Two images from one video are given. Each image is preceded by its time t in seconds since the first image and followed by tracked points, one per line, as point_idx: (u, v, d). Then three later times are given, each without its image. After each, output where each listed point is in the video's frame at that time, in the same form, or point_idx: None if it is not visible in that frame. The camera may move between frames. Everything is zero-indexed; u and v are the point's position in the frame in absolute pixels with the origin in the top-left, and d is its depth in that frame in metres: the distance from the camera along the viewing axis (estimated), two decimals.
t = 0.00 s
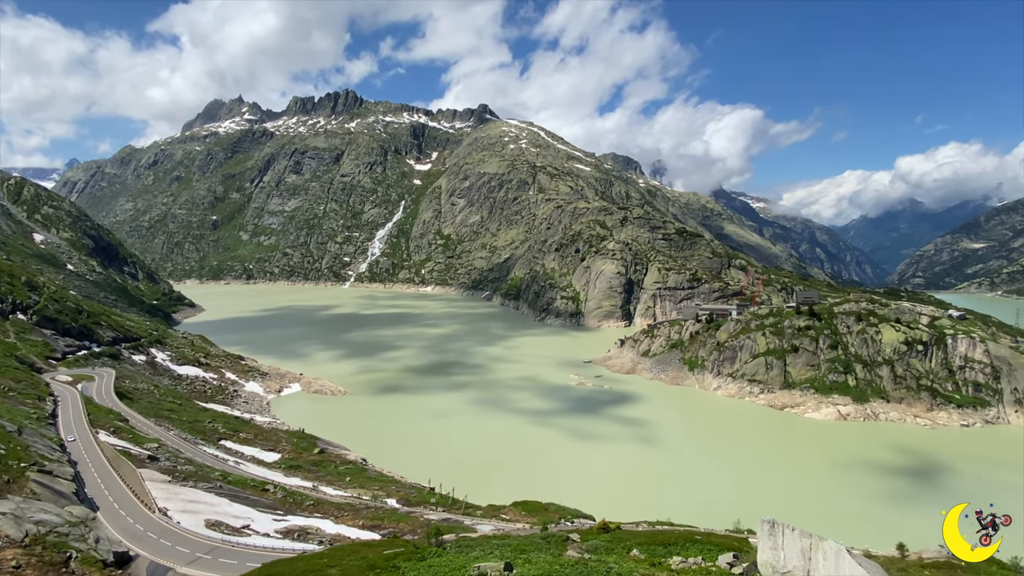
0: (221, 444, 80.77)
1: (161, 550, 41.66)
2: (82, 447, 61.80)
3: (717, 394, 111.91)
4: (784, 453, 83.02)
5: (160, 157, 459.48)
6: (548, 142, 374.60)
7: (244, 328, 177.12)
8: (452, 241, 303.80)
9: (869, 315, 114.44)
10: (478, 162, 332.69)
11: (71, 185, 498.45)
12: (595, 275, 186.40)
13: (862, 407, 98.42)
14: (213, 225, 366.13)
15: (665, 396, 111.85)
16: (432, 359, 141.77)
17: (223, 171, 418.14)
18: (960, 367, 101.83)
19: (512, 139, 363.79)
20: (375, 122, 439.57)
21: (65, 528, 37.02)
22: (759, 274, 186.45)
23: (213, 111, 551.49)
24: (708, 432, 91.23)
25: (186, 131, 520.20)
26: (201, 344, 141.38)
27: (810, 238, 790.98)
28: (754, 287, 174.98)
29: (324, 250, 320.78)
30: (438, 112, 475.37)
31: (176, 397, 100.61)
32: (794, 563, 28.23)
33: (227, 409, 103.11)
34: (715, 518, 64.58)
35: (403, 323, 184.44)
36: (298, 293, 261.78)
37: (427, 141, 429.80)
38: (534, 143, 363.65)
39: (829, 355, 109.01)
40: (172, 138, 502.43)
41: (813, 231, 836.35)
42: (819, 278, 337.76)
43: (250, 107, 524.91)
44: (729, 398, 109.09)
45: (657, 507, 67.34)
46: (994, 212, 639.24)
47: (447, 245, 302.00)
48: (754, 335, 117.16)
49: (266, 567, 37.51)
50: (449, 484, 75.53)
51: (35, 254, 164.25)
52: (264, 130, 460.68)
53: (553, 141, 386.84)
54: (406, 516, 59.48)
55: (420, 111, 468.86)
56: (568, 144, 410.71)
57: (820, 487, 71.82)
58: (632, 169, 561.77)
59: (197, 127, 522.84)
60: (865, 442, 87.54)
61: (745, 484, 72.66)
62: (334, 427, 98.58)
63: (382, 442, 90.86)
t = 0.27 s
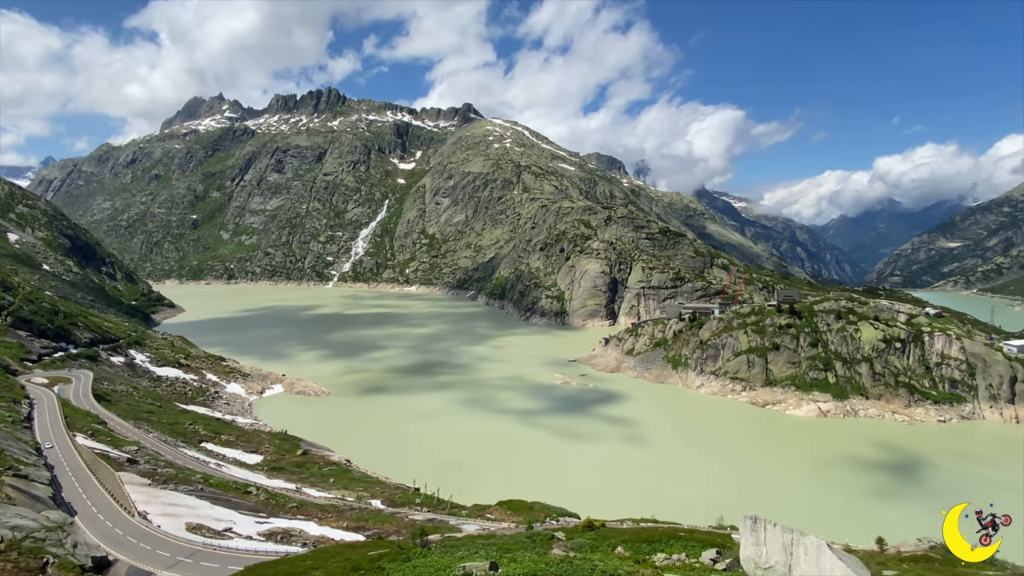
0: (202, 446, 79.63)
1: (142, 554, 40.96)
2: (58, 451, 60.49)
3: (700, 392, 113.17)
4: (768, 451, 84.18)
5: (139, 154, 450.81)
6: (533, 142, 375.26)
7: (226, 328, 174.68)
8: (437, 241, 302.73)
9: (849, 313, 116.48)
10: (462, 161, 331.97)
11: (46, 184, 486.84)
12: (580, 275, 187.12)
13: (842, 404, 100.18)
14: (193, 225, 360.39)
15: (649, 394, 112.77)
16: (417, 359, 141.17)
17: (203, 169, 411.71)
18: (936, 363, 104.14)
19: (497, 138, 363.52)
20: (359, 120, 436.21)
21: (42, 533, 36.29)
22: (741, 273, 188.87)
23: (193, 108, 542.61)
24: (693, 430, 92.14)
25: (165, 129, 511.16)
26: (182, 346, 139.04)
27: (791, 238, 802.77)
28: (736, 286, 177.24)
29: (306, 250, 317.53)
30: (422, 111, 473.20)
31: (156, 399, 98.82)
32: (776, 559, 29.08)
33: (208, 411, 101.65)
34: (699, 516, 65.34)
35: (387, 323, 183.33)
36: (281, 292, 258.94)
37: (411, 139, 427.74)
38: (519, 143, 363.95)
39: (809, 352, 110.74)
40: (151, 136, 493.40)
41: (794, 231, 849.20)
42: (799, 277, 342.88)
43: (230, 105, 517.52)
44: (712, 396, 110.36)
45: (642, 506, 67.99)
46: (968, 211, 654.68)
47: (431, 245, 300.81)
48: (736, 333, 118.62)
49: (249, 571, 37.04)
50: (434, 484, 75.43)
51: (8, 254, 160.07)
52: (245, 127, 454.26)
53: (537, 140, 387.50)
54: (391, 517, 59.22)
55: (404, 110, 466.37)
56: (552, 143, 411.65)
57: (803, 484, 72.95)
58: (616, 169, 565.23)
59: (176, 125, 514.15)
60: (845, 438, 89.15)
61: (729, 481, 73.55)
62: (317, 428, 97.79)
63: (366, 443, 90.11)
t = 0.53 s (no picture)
0: (181, 449, 78.24)
1: (119, 560, 40.10)
2: (32, 455, 58.98)
3: (682, 390, 114.14)
4: (750, 448, 85.16)
5: (115, 153, 441.89)
6: (516, 141, 375.60)
7: (205, 329, 171.95)
8: (420, 240, 301.26)
9: (827, 311, 118.31)
10: (445, 161, 330.98)
11: (17, 182, 474.69)
12: (563, 274, 187.48)
13: (820, 401, 101.66)
14: (171, 225, 354.24)
15: (634, 393, 113.45)
16: (400, 359, 140.30)
17: (181, 168, 404.90)
18: (912, 360, 106.04)
19: (480, 138, 363.18)
20: (340, 119, 432.58)
21: (15, 539, 35.32)
22: (722, 272, 191.01)
23: (171, 106, 533.43)
24: (678, 429, 92.85)
25: (142, 127, 501.70)
26: (160, 347, 136.47)
27: (771, 237, 813.96)
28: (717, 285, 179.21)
29: (287, 249, 313.95)
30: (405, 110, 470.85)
31: (133, 402, 96.86)
32: (756, 554, 29.19)
33: (187, 414, 99.88)
34: (683, 514, 65.79)
35: (370, 323, 181.91)
36: (261, 293, 255.60)
37: (394, 139, 425.40)
38: (502, 143, 364.00)
39: (789, 350, 112.20)
40: (127, 134, 483.86)
41: (773, 230, 861.21)
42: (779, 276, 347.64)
43: (209, 103, 509.73)
44: (694, 394, 111.39)
45: (627, 504, 68.31)
46: (941, 211, 669.96)
47: (415, 244, 299.26)
48: (718, 331, 119.84)
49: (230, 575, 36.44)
50: (417, 485, 75.03)
51: None
52: (224, 126, 447.66)
53: (521, 140, 387.97)
54: (374, 519, 58.72)
55: (386, 109, 463.57)
56: (535, 143, 412.35)
57: (785, 480, 73.91)
58: (599, 168, 567.98)
59: (153, 123, 504.98)
60: (826, 434, 90.52)
61: (712, 478, 74.28)
62: (299, 430, 96.68)
63: (349, 445, 89.37)
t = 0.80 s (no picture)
0: (158, 453, 76.84)
1: (95, 567, 39.23)
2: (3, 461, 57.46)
3: (664, 388, 115.08)
4: (732, 445, 86.22)
5: (89, 151, 432.54)
6: (498, 141, 375.70)
7: (182, 331, 169.15)
8: (402, 240, 299.60)
9: (804, 310, 120.09)
10: (427, 160, 329.73)
11: None
12: (546, 274, 187.80)
13: (799, 398, 103.16)
14: (147, 225, 347.90)
15: (617, 392, 114.20)
16: (383, 360, 139.42)
17: (157, 167, 397.82)
18: (887, 357, 108.07)
19: (462, 138, 362.53)
20: (320, 118, 428.55)
21: None
22: (702, 271, 193.12)
23: (147, 104, 523.94)
24: (661, 427, 93.62)
25: (116, 125, 491.87)
26: (136, 350, 133.83)
27: (750, 237, 824.58)
28: (698, 284, 181.10)
29: (267, 249, 310.05)
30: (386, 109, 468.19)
31: (108, 405, 94.86)
32: (737, 550, 29.49)
33: (165, 417, 98.08)
34: (666, 511, 66.34)
35: (352, 324, 180.39)
36: (240, 294, 252.09)
37: (375, 138, 422.80)
38: (484, 142, 363.78)
39: (768, 348, 113.68)
40: (101, 132, 473.98)
41: (752, 230, 873.06)
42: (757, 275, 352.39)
43: (186, 101, 501.49)
44: (675, 392, 112.42)
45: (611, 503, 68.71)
46: (915, 212, 684.19)
47: (397, 244, 297.67)
48: (698, 330, 121.08)
49: None
50: (400, 486, 74.63)
51: None
52: (202, 124, 440.81)
53: (503, 140, 388.15)
54: (356, 521, 58.20)
55: (367, 108, 460.47)
56: (518, 143, 412.86)
57: (766, 477, 74.92)
58: (581, 169, 570.38)
59: (128, 121, 495.39)
60: (806, 431, 91.98)
61: (696, 476, 74.99)
62: (279, 432, 95.53)
63: (330, 447, 88.55)
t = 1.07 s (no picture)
0: (134, 457, 75.27)
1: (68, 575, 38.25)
2: None
3: (645, 387, 115.94)
4: (713, 443, 87.11)
5: (60, 150, 422.39)
6: (480, 141, 375.42)
7: (157, 333, 166.03)
8: (383, 240, 297.55)
9: (782, 308, 121.85)
10: (408, 160, 328.06)
11: None
12: (528, 274, 187.97)
13: (777, 396, 104.60)
14: (121, 225, 340.99)
15: (599, 391, 114.73)
16: (364, 361, 138.40)
17: (132, 166, 390.01)
18: (862, 355, 110.08)
19: (443, 137, 361.48)
20: (299, 117, 423.97)
21: None
22: (682, 271, 195.00)
23: (120, 102, 513.75)
24: (643, 426, 94.19)
25: (89, 123, 481.25)
26: (110, 352, 130.98)
27: (729, 237, 835.21)
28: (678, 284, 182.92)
29: (244, 250, 305.66)
30: (366, 108, 464.99)
31: (81, 409, 92.69)
32: (717, 546, 29.67)
33: (140, 421, 96.16)
34: (648, 510, 66.68)
35: (332, 324, 178.72)
36: (217, 295, 248.26)
37: (355, 137, 419.77)
38: (466, 142, 363.21)
39: (747, 347, 115.13)
40: (73, 130, 463.30)
41: (731, 231, 884.70)
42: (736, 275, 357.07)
43: (161, 99, 492.58)
44: (656, 390, 113.37)
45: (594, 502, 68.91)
46: (889, 212, 699.39)
47: (377, 244, 295.69)
48: (679, 329, 122.27)
49: None
50: (382, 488, 74.07)
51: None
52: (177, 122, 433.29)
53: (484, 140, 387.99)
54: (338, 524, 57.58)
55: (347, 107, 456.73)
56: (499, 143, 412.93)
57: (747, 474, 75.75)
58: (562, 169, 572.49)
59: (101, 119, 484.98)
60: (784, 428, 93.31)
61: (678, 474, 75.58)
62: (258, 435, 94.32)
63: (310, 450, 87.57)
